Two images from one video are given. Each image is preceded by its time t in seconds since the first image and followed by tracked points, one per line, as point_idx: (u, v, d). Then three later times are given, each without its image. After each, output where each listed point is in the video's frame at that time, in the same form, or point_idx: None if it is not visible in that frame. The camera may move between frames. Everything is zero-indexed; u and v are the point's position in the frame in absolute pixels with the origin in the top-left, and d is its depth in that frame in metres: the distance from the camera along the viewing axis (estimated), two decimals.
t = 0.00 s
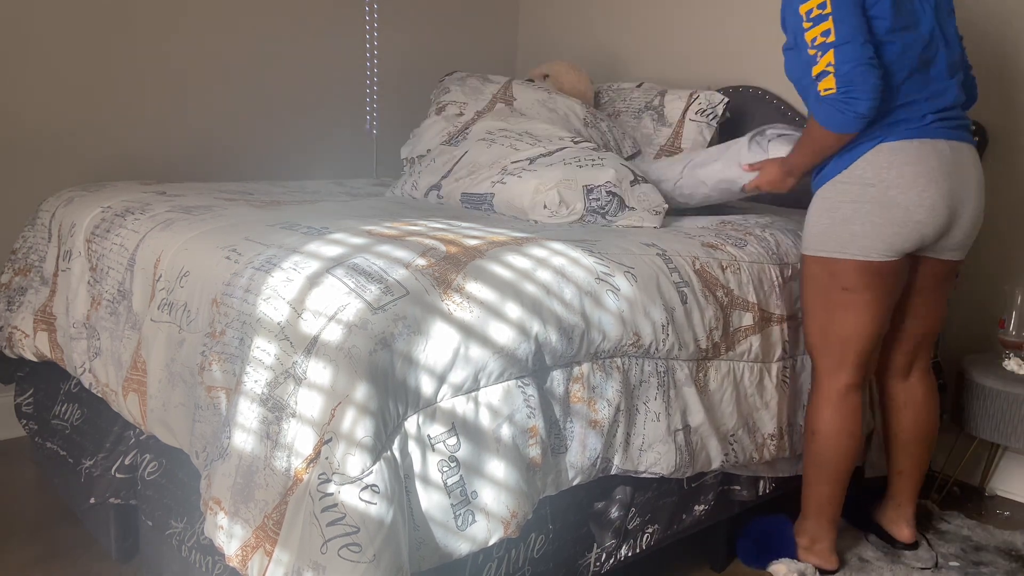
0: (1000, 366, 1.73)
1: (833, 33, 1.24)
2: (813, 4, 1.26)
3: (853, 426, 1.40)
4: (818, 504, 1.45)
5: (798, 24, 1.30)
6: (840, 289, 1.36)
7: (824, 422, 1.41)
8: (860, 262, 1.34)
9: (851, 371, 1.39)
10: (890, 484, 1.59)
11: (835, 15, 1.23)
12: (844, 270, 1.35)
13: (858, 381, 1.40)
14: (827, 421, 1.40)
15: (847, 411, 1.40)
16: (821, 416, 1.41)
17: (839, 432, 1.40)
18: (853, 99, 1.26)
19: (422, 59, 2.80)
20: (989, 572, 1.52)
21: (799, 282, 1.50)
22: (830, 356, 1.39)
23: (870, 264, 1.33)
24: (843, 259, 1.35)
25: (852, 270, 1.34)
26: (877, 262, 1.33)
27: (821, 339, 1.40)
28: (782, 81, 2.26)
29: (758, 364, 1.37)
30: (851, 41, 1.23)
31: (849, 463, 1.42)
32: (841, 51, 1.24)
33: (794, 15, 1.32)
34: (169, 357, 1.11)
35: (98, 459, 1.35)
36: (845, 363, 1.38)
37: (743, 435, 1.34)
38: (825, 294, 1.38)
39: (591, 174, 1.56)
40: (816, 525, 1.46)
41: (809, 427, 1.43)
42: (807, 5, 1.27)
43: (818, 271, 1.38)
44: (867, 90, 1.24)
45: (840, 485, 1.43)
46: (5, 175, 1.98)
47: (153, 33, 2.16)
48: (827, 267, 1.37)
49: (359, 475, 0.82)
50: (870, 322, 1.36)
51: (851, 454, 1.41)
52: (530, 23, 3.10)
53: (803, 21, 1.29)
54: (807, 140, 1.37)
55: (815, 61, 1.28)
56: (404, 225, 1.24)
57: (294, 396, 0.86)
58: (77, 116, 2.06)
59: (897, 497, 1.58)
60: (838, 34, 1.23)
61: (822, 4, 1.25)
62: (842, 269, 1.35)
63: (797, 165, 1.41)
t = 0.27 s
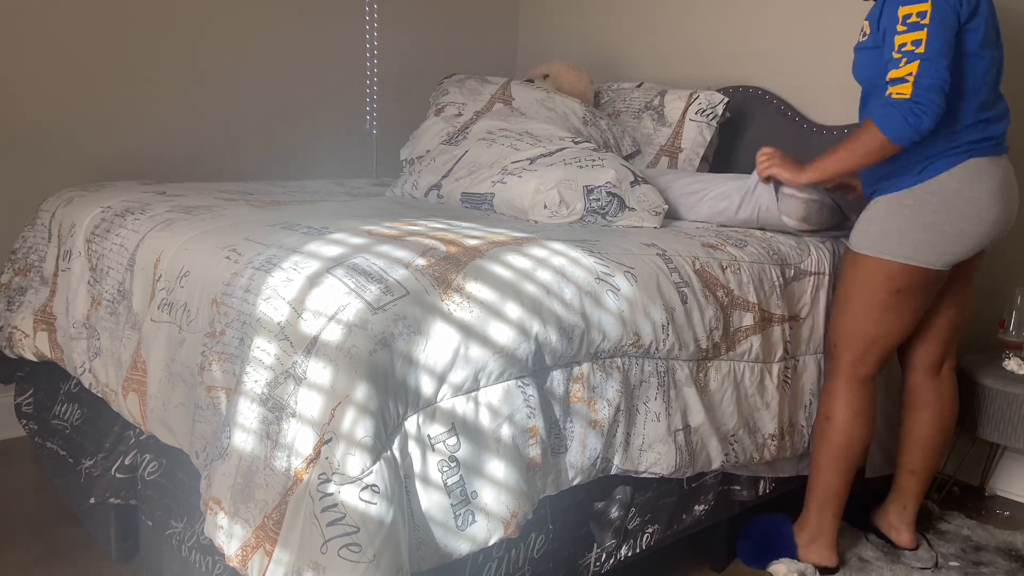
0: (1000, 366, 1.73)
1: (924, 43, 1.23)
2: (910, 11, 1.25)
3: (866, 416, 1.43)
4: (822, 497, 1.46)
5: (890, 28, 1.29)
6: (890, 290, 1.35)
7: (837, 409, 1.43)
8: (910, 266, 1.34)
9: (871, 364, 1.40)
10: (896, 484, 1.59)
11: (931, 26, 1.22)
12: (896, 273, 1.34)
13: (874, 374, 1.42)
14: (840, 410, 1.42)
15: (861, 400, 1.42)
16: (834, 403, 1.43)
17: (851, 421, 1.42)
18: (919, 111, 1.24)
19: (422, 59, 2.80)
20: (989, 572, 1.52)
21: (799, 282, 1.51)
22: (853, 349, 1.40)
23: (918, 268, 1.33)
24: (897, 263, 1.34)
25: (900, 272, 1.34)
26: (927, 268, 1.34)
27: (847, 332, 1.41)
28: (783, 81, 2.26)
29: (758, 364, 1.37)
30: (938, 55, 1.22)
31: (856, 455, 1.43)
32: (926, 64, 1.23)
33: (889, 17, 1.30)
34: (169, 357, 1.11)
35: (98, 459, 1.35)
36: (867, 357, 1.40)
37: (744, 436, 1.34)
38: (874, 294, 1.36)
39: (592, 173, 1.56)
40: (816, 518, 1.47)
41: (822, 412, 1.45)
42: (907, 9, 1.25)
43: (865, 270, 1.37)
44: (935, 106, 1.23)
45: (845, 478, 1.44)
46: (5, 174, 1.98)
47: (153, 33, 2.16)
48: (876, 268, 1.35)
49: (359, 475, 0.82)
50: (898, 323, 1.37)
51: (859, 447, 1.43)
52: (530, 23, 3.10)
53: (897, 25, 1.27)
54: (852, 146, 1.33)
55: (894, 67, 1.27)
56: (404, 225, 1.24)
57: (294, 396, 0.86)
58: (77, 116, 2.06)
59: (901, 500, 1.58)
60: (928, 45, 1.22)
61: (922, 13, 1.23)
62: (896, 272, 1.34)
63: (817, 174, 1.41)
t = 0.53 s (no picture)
0: (999, 366, 1.73)
1: (977, 29, 1.17)
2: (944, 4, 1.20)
3: (858, 409, 1.43)
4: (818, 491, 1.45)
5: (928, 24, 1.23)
6: (885, 285, 1.36)
7: (831, 403, 1.43)
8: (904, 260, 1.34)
9: (863, 357, 1.41)
10: (897, 482, 1.58)
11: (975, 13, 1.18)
12: (891, 267, 1.35)
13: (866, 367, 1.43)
14: (835, 402, 1.43)
15: (853, 394, 1.42)
16: (828, 397, 1.43)
17: (844, 415, 1.42)
18: (998, 90, 1.18)
19: (422, 59, 2.80)
20: (989, 572, 1.52)
21: (799, 282, 1.51)
22: (846, 342, 1.41)
23: (916, 263, 1.34)
24: (892, 257, 1.34)
25: (898, 267, 1.34)
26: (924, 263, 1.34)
27: (843, 327, 1.41)
28: (783, 82, 2.26)
29: (759, 364, 1.37)
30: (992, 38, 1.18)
31: (848, 448, 1.43)
32: (987, 47, 1.17)
33: (916, 16, 1.25)
34: (169, 357, 1.11)
35: (98, 459, 1.35)
36: (859, 350, 1.41)
37: (744, 436, 1.34)
38: (870, 288, 1.37)
39: (591, 173, 1.55)
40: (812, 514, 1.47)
41: (816, 407, 1.45)
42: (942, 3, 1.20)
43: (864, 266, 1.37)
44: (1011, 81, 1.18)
45: (840, 472, 1.44)
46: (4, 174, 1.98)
47: (153, 33, 2.16)
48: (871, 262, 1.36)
49: (359, 475, 0.82)
50: (894, 317, 1.37)
51: (853, 441, 1.43)
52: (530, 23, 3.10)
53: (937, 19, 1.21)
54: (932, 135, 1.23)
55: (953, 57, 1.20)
56: (404, 225, 1.24)
57: (294, 396, 0.86)
58: (78, 115, 2.06)
59: (902, 498, 1.58)
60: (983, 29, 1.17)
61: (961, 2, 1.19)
62: (891, 266, 1.34)
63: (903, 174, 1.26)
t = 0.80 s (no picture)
0: (999, 366, 1.73)
1: (883, 53, 1.33)
2: (884, 17, 1.33)
3: (859, 409, 1.43)
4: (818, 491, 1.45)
5: (869, 30, 1.37)
6: (885, 285, 1.35)
7: (832, 403, 1.43)
8: (906, 261, 1.33)
9: (862, 357, 1.41)
10: (897, 483, 1.58)
11: (895, 36, 1.31)
12: (893, 267, 1.34)
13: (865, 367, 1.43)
14: (835, 402, 1.42)
15: (854, 394, 1.42)
16: (827, 397, 1.43)
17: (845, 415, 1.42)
18: (862, 119, 1.35)
19: (422, 59, 2.80)
20: (989, 571, 1.52)
21: (800, 282, 1.50)
22: (844, 342, 1.41)
23: (916, 262, 1.33)
24: (895, 258, 1.34)
25: (899, 267, 1.34)
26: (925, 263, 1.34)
27: (844, 328, 1.40)
28: (783, 82, 2.26)
29: (759, 364, 1.37)
30: (892, 65, 1.32)
31: (849, 448, 1.43)
32: (878, 74, 1.33)
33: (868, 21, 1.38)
34: (169, 357, 1.11)
35: (98, 459, 1.35)
36: (858, 350, 1.41)
37: (743, 436, 1.34)
38: (871, 289, 1.36)
39: (591, 172, 1.55)
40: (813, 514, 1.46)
41: (816, 407, 1.45)
42: (881, 15, 1.33)
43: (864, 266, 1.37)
44: (874, 114, 1.34)
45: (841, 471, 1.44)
46: (4, 174, 1.98)
47: (153, 33, 2.16)
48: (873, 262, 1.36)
49: (359, 475, 0.82)
50: (894, 316, 1.38)
51: (854, 440, 1.43)
52: (530, 23, 3.10)
53: (872, 28, 1.35)
54: (799, 145, 1.45)
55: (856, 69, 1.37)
56: (404, 225, 1.24)
57: (294, 396, 0.86)
58: (78, 114, 2.06)
59: (902, 499, 1.58)
60: (887, 55, 1.32)
61: (893, 21, 1.31)
62: (893, 267, 1.34)
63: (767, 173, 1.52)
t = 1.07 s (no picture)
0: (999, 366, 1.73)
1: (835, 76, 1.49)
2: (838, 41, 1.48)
3: (864, 404, 1.43)
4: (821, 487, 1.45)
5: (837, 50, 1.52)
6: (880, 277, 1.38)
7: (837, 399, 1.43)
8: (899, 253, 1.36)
9: (867, 352, 1.42)
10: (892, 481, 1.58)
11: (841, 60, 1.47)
12: (886, 260, 1.37)
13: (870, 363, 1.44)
14: (839, 398, 1.43)
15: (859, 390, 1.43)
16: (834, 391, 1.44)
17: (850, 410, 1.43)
18: (836, 133, 1.54)
19: (422, 59, 2.80)
20: (988, 571, 1.53)
21: (800, 282, 1.50)
22: (849, 336, 1.42)
23: (907, 254, 1.36)
24: (886, 249, 1.37)
25: (893, 258, 1.36)
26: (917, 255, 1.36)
27: (844, 322, 1.42)
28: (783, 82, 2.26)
29: (759, 364, 1.37)
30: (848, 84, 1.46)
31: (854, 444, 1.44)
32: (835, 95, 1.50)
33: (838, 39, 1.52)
34: (169, 357, 1.11)
35: (98, 459, 1.35)
36: (863, 344, 1.41)
37: (743, 436, 1.34)
38: (864, 281, 1.39)
39: (591, 172, 1.55)
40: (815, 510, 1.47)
41: (821, 402, 1.45)
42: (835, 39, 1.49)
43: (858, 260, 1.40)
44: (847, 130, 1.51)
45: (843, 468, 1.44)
46: (4, 174, 1.98)
47: (153, 33, 2.15)
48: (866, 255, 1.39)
49: (359, 475, 0.82)
50: (892, 311, 1.39)
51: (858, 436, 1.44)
52: (530, 23, 3.10)
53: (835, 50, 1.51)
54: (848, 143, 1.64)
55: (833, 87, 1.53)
56: (404, 225, 1.24)
57: (294, 396, 0.86)
58: (78, 114, 2.06)
59: (899, 497, 1.58)
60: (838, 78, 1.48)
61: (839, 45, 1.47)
62: (885, 258, 1.37)
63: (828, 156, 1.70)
